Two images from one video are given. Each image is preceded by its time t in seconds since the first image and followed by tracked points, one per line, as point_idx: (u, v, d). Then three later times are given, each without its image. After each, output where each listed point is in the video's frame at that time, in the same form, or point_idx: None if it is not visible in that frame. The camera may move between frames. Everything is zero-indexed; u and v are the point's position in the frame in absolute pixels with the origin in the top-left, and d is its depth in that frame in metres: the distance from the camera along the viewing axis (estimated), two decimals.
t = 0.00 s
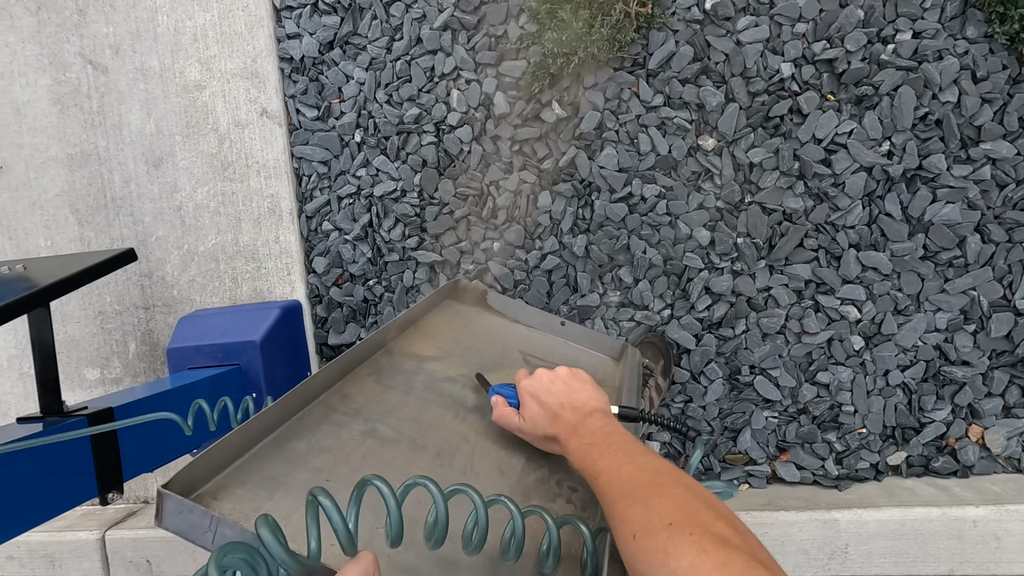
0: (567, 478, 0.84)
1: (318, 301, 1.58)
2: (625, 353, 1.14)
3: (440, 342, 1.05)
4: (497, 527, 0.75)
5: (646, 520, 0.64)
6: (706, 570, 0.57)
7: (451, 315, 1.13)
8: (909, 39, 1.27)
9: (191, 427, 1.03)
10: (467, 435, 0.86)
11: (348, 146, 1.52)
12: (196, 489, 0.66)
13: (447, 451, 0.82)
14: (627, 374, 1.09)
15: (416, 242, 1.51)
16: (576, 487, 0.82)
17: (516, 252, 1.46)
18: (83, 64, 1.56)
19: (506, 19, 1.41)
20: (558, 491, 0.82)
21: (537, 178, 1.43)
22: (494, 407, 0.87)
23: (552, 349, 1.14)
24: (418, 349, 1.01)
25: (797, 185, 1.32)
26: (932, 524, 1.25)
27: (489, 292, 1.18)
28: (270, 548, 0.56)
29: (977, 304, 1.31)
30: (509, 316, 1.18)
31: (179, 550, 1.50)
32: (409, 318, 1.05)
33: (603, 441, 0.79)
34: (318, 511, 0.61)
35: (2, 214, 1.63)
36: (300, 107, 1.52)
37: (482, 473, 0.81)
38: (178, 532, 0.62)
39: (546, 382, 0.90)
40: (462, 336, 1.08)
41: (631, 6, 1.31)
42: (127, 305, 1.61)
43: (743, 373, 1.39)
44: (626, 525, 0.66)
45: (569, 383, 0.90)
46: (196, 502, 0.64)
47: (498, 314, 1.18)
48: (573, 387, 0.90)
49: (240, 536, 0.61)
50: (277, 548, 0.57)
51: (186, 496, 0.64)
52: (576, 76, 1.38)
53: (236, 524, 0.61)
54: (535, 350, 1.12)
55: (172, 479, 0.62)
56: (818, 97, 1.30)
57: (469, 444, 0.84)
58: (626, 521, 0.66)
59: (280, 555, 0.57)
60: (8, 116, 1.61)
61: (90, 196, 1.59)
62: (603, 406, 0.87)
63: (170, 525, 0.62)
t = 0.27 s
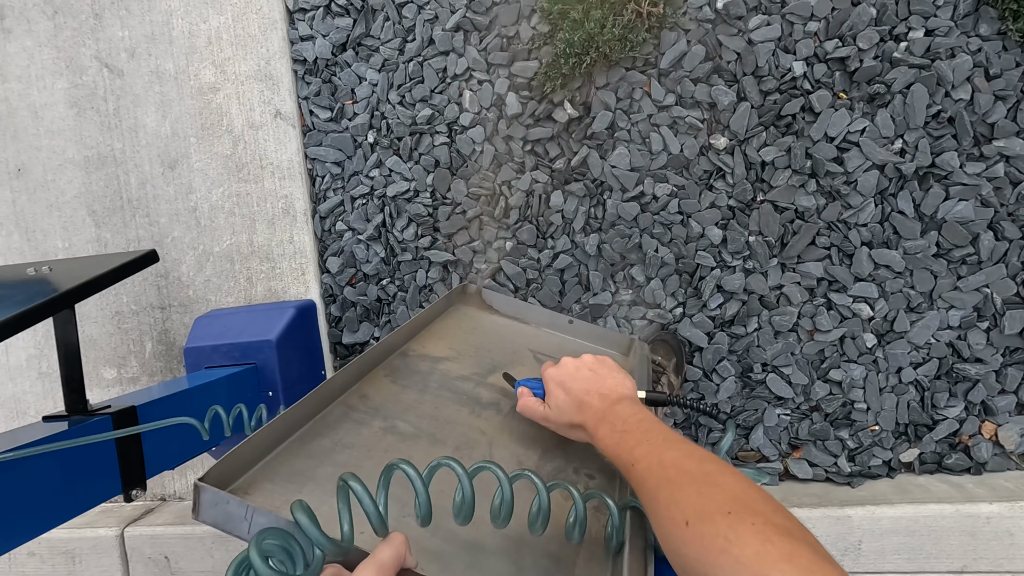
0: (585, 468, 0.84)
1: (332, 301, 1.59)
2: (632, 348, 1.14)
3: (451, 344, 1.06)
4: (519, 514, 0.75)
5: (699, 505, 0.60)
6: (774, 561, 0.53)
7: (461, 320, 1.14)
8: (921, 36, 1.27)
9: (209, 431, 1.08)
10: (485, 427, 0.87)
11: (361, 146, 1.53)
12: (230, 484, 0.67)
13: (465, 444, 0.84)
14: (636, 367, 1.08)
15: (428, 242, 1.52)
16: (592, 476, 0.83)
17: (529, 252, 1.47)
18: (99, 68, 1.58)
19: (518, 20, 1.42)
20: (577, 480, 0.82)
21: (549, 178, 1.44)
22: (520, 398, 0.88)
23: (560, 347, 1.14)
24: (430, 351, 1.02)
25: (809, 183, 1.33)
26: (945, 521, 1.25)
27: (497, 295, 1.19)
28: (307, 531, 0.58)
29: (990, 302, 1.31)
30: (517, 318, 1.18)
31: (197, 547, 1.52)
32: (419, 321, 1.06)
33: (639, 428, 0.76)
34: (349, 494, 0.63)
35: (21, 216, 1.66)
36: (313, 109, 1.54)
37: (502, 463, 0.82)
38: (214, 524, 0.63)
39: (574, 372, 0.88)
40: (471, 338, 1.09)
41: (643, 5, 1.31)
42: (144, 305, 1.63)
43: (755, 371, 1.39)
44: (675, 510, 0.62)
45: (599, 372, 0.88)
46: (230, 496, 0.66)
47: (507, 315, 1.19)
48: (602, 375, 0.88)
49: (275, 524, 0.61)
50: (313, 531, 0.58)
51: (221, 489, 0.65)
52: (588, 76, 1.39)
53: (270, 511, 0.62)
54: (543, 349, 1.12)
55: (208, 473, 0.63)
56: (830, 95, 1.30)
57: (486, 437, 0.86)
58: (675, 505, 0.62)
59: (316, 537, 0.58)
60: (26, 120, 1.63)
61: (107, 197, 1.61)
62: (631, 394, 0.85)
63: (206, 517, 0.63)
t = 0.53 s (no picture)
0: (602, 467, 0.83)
1: (342, 299, 1.60)
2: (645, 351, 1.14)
3: (465, 342, 1.05)
4: (535, 512, 0.75)
5: (697, 506, 0.62)
6: (776, 557, 0.56)
7: (474, 316, 1.13)
8: (937, 27, 1.25)
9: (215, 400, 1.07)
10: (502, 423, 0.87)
11: (370, 144, 1.53)
12: (251, 472, 0.66)
13: (482, 441, 0.83)
14: (650, 370, 1.08)
15: (438, 239, 1.52)
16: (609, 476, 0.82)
17: (539, 248, 1.47)
18: (110, 68, 1.58)
19: (526, 15, 1.41)
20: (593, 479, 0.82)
21: (559, 173, 1.43)
22: (483, 394, 0.84)
23: (573, 347, 1.14)
24: (444, 346, 1.01)
25: (823, 176, 1.31)
26: (962, 518, 1.24)
27: (510, 294, 1.18)
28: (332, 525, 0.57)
29: (1007, 296, 1.30)
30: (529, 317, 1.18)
31: (210, 544, 1.53)
32: (434, 316, 1.05)
33: (619, 430, 0.78)
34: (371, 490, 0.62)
35: (34, 216, 1.67)
36: (322, 107, 1.54)
37: (518, 461, 0.82)
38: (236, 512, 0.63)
39: (545, 373, 0.88)
40: (484, 337, 1.08)
41: None
42: (155, 304, 1.64)
43: (767, 367, 1.38)
44: (671, 511, 0.64)
45: (569, 373, 0.89)
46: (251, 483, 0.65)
47: (519, 314, 1.18)
48: (571, 374, 0.89)
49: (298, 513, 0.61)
50: (338, 525, 0.58)
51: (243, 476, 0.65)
52: (598, 71, 1.38)
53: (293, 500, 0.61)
54: (556, 349, 1.11)
55: (231, 459, 0.62)
56: (843, 88, 1.29)
57: (502, 433, 0.85)
58: (670, 506, 0.64)
59: (341, 530, 0.58)
60: (38, 120, 1.64)
61: (118, 197, 1.62)
62: (602, 395, 0.87)
63: (229, 504, 0.62)
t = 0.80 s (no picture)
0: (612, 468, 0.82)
1: (349, 296, 1.59)
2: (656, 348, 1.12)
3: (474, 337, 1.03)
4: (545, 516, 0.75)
5: (673, 490, 0.61)
6: (747, 542, 0.54)
7: (483, 310, 1.12)
8: (951, 16, 1.22)
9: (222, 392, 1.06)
10: (511, 426, 0.86)
11: (375, 140, 1.52)
12: (258, 475, 0.66)
13: (490, 441, 0.83)
14: (661, 367, 1.07)
15: (445, 236, 1.51)
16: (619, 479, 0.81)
17: (546, 244, 1.45)
18: (115, 66, 1.58)
19: (533, 9, 1.40)
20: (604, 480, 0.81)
21: (566, 169, 1.42)
22: (482, 375, 0.86)
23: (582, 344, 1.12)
24: (453, 341, 1.00)
25: (835, 169, 1.29)
26: (978, 515, 1.22)
27: (520, 288, 1.17)
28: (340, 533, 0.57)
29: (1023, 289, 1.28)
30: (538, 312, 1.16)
31: (219, 541, 1.53)
32: (445, 309, 1.03)
33: (607, 411, 0.77)
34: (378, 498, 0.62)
35: (42, 215, 1.67)
36: (327, 103, 1.53)
37: (527, 463, 0.82)
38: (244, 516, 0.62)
39: (539, 356, 0.88)
40: (493, 332, 1.07)
41: None
42: (163, 302, 1.64)
43: (778, 363, 1.37)
44: (648, 496, 0.63)
45: (562, 356, 0.89)
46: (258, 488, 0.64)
47: (528, 309, 1.16)
48: (567, 358, 0.89)
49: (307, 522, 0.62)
50: (346, 534, 0.58)
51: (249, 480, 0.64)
52: (605, 64, 1.36)
53: (302, 509, 0.62)
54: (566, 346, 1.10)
55: (238, 464, 0.62)
56: (855, 79, 1.26)
57: (511, 434, 0.85)
58: (647, 491, 0.63)
59: (349, 539, 0.58)
60: (45, 119, 1.64)
61: (125, 196, 1.62)
62: (596, 378, 0.87)
63: (235, 509, 0.61)
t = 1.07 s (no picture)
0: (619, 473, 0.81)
1: (354, 294, 1.58)
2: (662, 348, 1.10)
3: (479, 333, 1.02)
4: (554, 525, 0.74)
5: (684, 479, 0.61)
6: (757, 532, 0.53)
7: (489, 305, 1.10)
8: (967, 6, 1.20)
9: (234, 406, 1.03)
10: (517, 428, 0.84)
11: (380, 137, 1.51)
12: (260, 479, 0.65)
13: (496, 444, 0.81)
14: (667, 366, 1.05)
15: (450, 233, 1.50)
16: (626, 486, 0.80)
17: (553, 240, 1.44)
18: (119, 64, 1.58)
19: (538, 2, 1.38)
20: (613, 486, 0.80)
21: (573, 165, 1.40)
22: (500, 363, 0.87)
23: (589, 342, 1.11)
24: (458, 337, 0.99)
25: (847, 164, 1.27)
26: (993, 515, 1.20)
27: (526, 284, 1.15)
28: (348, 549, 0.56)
29: None
30: (544, 308, 1.15)
31: (227, 540, 1.53)
32: (451, 305, 1.02)
33: (624, 403, 0.77)
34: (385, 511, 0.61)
35: (47, 214, 1.67)
36: (331, 99, 1.51)
37: (534, 468, 0.80)
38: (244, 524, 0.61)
39: (561, 345, 0.88)
40: (500, 329, 1.06)
41: None
42: (169, 301, 1.63)
43: (789, 360, 1.35)
44: (659, 484, 0.62)
45: (582, 347, 0.88)
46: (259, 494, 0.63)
47: (535, 305, 1.15)
48: (587, 350, 0.88)
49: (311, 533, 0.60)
50: (354, 549, 0.56)
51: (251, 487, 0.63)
52: (612, 58, 1.34)
53: (305, 519, 0.61)
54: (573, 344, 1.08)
55: (239, 472, 0.61)
56: (868, 71, 1.24)
57: (518, 438, 0.83)
58: (658, 480, 0.62)
59: (355, 554, 0.56)
60: (49, 118, 1.64)
61: (130, 194, 1.62)
62: (614, 372, 0.86)
63: (236, 516, 0.61)
